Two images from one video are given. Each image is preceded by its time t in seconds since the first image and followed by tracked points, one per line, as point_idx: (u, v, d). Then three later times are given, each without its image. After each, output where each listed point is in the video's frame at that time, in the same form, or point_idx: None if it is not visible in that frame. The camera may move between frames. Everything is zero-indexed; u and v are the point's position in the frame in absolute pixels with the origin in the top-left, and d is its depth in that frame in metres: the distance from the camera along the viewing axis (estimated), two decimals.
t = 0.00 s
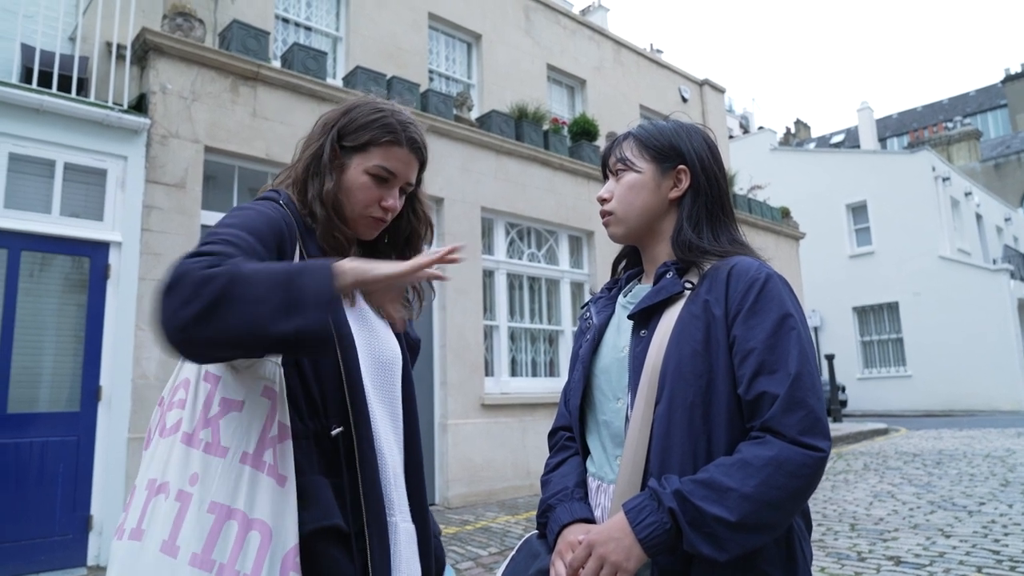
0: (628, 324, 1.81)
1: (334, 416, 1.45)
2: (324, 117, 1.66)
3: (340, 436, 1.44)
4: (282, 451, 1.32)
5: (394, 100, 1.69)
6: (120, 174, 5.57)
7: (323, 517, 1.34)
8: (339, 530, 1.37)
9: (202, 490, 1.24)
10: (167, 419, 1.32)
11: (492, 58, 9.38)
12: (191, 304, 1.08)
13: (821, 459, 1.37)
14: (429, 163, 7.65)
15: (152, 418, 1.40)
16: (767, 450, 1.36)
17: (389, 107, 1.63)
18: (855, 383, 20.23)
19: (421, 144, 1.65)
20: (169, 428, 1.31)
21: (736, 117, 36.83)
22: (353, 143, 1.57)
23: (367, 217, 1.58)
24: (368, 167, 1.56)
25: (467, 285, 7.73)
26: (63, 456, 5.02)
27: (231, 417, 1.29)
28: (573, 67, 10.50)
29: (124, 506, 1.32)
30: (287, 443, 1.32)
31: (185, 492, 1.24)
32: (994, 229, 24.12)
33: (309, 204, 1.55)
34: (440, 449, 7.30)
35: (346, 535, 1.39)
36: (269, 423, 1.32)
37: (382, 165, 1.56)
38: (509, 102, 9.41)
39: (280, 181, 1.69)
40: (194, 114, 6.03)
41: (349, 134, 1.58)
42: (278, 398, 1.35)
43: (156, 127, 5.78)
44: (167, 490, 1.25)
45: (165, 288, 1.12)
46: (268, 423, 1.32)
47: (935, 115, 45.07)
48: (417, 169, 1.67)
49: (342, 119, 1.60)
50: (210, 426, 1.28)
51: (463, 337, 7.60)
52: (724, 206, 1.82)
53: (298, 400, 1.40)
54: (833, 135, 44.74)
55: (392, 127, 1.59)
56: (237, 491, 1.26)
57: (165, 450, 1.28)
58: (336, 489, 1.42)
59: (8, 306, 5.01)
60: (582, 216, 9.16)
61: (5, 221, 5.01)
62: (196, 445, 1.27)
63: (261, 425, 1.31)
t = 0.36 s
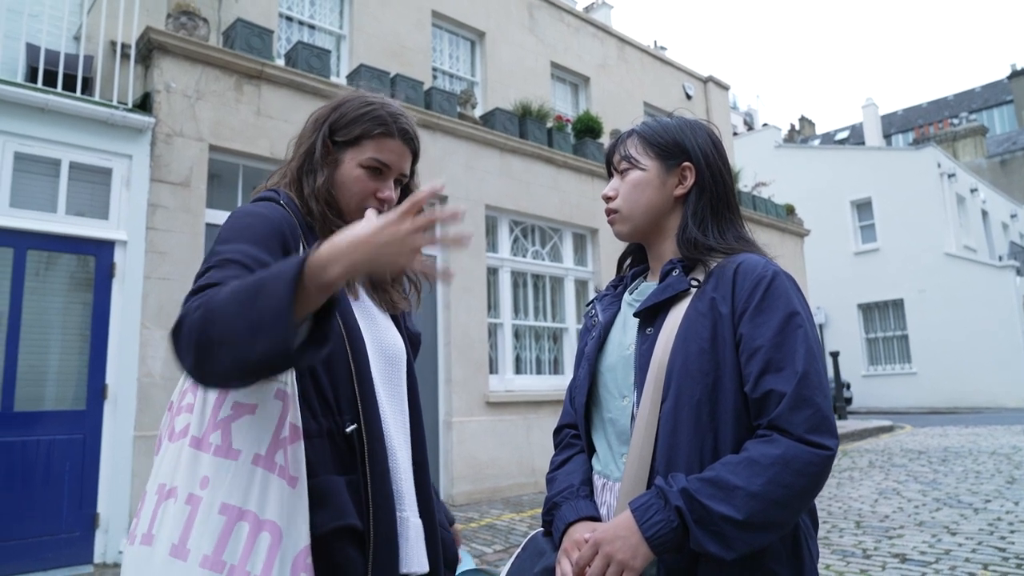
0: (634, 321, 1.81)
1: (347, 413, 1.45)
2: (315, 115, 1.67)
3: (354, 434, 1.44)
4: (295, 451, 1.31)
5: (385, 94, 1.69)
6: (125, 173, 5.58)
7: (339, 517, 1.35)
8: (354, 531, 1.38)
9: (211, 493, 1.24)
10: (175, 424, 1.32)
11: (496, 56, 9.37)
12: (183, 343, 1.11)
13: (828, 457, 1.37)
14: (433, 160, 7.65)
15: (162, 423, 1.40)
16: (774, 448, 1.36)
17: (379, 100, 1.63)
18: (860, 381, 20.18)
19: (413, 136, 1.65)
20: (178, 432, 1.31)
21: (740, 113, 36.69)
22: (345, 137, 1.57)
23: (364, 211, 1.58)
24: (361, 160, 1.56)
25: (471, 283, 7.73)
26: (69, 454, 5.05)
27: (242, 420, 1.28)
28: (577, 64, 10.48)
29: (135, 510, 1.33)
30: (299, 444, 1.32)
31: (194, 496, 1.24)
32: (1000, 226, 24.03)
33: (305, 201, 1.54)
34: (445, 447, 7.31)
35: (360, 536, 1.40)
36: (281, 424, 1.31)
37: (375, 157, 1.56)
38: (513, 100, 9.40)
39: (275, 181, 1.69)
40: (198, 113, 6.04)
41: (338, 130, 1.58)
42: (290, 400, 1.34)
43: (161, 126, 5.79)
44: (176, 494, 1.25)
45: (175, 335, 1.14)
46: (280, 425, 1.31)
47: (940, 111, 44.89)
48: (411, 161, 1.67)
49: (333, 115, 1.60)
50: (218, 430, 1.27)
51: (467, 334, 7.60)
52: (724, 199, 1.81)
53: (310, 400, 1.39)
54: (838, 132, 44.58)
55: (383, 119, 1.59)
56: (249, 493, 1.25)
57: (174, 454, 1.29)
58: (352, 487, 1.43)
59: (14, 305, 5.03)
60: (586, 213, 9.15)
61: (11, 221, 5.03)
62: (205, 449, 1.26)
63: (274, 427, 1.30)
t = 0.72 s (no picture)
0: (635, 324, 1.81)
1: (328, 400, 1.45)
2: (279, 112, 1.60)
3: (335, 420, 1.44)
4: (286, 437, 1.33)
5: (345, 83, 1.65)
6: (127, 174, 5.59)
7: (328, 498, 1.35)
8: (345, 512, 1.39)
9: (207, 489, 1.26)
10: (168, 423, 1.36)
11: (498, 56, 9.38)
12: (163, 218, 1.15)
13: (830, 460, 1.37)
14: (434, 161, 7.65)
15: (155, 425, 1.44)
16: (776, 451, 1.35)
17: (347, 91, 1.60)
18: (862, 381, 20.16)
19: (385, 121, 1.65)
20: (172, 432, 1.35)
21: (741, 113, 36.65)
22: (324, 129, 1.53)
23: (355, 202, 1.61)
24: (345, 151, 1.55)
25: (473, 283, 7.73)
26: (71, 455, 5.05)
27: (229, 411, 1.31)
28: (578, 65, 10.49)
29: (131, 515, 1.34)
30: (288, 430, 1.33)
31: (193, 493, 1.26)
32: (1001, 226, 24.01)
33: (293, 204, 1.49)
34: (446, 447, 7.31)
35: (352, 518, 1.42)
36: (270, 411, 1.33)
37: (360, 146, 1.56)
38: (514, 100, 9.40)
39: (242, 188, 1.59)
40: (200, 114, 6.05)
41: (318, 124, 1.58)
42: (276, 387, 1.35)
43: (162, 127, 5.79)
44: (174, 495, 1.28)
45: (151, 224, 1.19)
46: (270, 412, 1.33)
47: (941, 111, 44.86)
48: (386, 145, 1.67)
49: (305, 110, 1.54)
50: (210, 423, 1.31)
51: (468, 334, 7.60)
52: (723, 196, 1.81)
53: (293, 384, 1.41)
54: (840, 132, 44.53)
55: (357, 109, 1.57)
56: (246, 485, 1.28)
57: (169, 455, 1.32)
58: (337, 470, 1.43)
59: (16, 306, 5.04)
60: (587, 214, 9.16)
61: (13, 221, 5.04)
62: (200, 445, 1.30)
63: (264, 415, 1.33)
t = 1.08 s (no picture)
0: (636, 325, 1.80)
1: (335, 402, 1.51)
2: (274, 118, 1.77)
3: (342, 423, 1.50)
4: (284, 443, 1.36)
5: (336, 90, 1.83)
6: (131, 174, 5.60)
7: (325, 502, 1.38)
8: (345, 515, 1.43)
9: (203, 499, 1.31)
10: (170, 435, 1.42)
11: (500, 56, 9.37)
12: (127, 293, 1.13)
13: (831, 461, 1.37)
14: (438, 160, 7.64)
15: (160, 434, 1.49)
16: (775, 453, 1.35)
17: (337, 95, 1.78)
18: (866, 381, 20.11)
19: (373, 124, 1.81)
20: (172, 444, 1.40)
21: (745, 113, 36.55)
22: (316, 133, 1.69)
23: (347, 202, 1.73)
24: (338, 153, 1.70)
25: (476, 283, 7.72)
26: (75, 455, 5.07)
27: (229, 422, 1.36)
28: (581, 64, 10.48)
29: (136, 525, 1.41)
30: (287, 436, 1.36)
31: (188, 504, 1.32)
32: (1005, 225, 23.94)
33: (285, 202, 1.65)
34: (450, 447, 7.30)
35: (351, 522, 1.45)
36: (268, 419, 1.36)
37: (350, 147, 1.71)
38: (517, 100, 9.40)
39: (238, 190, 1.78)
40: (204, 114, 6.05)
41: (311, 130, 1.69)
42: (276, 396, 1.39)
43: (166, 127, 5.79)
44: (171, 507, 1.33)
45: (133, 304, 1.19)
46: (268, 420, 1.36)
47: (945, 110, 44.74)
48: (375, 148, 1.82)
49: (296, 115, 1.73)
50: (209, 436, 1.36)
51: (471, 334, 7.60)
52: (723, 195, 1.81)
53: (296, 385, 1.45)
54: (843, 131, 44.44)
55: (347, 112, 1.74)
56: (240, 493, 1.32)
57: (169, 467, 1.37)
58: (341, 475, 1.48)
59: (20, 306, 5.04)
60: (590, 213, 9.15)
61: (18, 222, 5.05)
62: (197, 455, 1.35)
63: (262, 423, 1.36)
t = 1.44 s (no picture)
0: (630, 326, 1.81)
1: (320, 416, 1.52)
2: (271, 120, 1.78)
3: (326, 436, 1.50)
4: (273, 458, 1.37)
5: (333, 93, 1.84)
6: (130, 174, 5.60)
7: (310, 516, 1.39)
8: (329, 530, 1.43)
9: (191, 509, 1.29)
10: (152, 441, 1.38)
11: (500, 56, 9.37)
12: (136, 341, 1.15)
13: (825, 462, 1.37)
14: (437, 161, 7.65)
15: (141, 440, 1.46)
16: (769, 454, 1.35)
17: (333, 98, 1.79)
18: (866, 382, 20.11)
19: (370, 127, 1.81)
20: (155, 449, 1.37)
21: (745, 113, 36.56)
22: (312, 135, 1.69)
23: (343, 204, 1.71)
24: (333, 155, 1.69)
25: (475, 284, 7.72)
26: (74, 455, 5.07)
27: (218, 432, 1.35)
28: (580, 65, 10.48)
29: (115, 532, 1.37)
30: (276, 450, 1.37)
31: (174, 513, 1.29)
32: (1005, 226, 23.95)
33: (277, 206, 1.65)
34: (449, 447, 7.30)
35: (336, 535, 1.45)
36: (258, 432, 1.36)
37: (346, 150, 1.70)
38: (516, 100, 9.40)
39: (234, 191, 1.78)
40: (204, 114, 6.06)
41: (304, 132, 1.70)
42: (266, 408, 1.39)
43: (165, 127, 5.80)
44: (155, 513, 1.30)
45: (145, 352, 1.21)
46: (258, 434, 1.36)
47: (944, 111, 44.77)
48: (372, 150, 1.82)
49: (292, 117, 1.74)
50: (196, 443, 1.34)
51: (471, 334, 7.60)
52: (718, 195, 1.81)
53: (282, 398, 1.46)
54: (842, 132, 44.46)
55: (344, 115, 1.74)
56: (229, 506, 1.31)
57: (152, 474, 1.34)
58: (325, 487, 1.48)
59: (19, 307, 5.04)
60: (589, 214, 9.16)
61: (17, 221, 5.06)
62: (184, 464, 1.33)
63: (252, 437, 1.36)
